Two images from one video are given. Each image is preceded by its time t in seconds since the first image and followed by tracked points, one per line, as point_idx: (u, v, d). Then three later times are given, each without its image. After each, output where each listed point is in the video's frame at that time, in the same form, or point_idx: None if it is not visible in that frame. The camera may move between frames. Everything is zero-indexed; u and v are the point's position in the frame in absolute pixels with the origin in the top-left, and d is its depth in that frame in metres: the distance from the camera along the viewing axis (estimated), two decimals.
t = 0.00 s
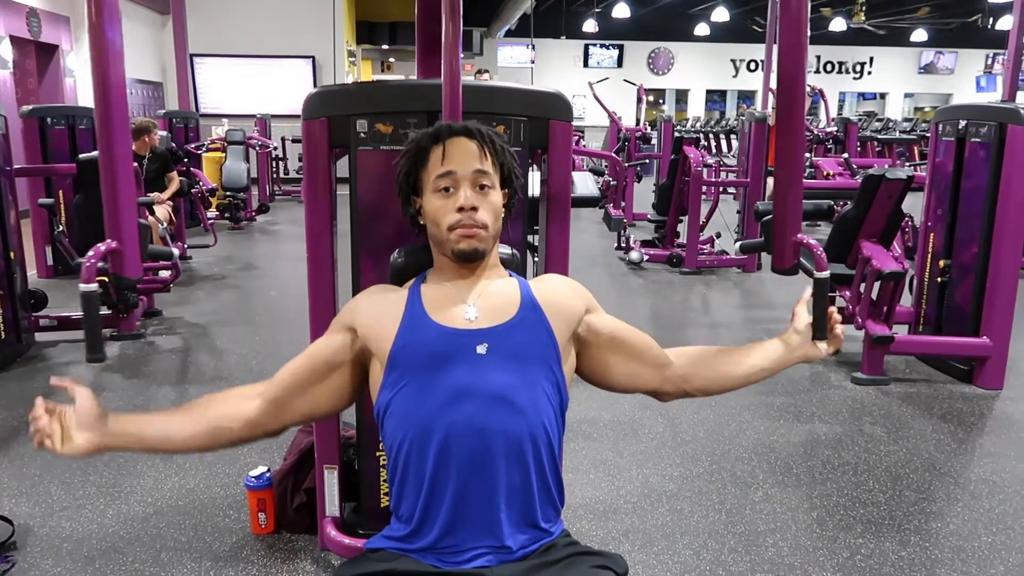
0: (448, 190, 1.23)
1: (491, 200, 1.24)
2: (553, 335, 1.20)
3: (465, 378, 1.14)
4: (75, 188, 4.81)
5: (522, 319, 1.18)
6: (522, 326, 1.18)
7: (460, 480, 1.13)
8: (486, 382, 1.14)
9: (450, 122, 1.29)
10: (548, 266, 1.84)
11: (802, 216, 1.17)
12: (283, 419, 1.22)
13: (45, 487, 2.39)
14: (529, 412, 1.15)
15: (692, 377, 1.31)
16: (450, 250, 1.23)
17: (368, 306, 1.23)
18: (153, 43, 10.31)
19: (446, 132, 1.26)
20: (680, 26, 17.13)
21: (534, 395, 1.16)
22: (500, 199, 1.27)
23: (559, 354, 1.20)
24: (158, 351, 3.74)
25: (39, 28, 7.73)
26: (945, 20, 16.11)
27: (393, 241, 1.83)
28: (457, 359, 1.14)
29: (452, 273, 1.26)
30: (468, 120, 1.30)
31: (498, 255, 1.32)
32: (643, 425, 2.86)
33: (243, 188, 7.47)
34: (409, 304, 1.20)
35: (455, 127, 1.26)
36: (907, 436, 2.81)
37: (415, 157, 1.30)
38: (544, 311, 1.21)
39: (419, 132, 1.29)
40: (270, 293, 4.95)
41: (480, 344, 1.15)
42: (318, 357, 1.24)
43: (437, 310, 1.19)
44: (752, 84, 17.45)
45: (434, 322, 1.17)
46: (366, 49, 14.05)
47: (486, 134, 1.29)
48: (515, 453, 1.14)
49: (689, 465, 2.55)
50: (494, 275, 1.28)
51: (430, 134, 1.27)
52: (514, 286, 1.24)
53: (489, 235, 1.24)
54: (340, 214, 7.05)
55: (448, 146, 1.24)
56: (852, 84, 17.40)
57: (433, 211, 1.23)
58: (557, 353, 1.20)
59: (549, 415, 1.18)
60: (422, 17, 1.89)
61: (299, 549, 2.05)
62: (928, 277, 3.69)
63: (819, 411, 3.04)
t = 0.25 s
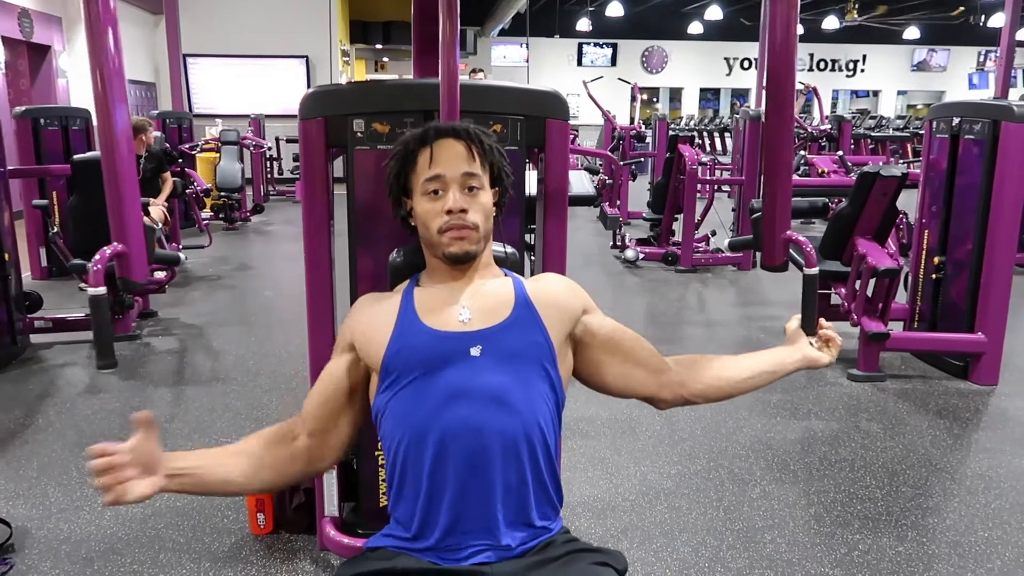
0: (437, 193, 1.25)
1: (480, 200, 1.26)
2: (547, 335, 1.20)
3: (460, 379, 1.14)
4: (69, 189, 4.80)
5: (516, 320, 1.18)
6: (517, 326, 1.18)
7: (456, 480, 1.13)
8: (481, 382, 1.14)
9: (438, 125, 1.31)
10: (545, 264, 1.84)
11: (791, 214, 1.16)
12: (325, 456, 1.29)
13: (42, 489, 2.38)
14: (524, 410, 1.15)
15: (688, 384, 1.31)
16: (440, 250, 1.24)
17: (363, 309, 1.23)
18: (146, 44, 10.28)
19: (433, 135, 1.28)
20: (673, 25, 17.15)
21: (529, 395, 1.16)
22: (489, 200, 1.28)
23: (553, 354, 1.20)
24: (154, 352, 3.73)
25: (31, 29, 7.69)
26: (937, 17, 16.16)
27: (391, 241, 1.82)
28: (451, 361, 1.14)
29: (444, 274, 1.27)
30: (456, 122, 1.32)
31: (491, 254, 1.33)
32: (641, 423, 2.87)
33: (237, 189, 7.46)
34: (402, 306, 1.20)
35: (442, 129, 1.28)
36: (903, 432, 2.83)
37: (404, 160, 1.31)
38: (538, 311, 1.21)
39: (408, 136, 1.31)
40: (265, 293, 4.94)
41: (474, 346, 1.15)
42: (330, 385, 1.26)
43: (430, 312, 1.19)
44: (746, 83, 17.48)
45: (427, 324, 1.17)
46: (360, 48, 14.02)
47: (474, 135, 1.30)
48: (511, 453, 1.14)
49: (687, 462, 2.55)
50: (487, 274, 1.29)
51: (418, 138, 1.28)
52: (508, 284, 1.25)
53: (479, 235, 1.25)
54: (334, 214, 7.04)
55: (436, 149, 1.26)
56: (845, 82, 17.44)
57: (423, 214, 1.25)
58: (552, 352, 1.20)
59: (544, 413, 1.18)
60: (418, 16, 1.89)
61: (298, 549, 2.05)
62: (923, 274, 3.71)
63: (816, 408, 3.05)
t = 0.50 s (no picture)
0: (431, 200, 1.22)
1: (476, 204, 1.23)
2: (551, 341, 1.19)
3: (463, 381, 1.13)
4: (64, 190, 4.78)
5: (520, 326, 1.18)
6: (520, 332, 1.18)
7: (459, 483, 1.13)
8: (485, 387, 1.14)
9: (429, 126, 1.27)
10: (543, 263, 1.84)
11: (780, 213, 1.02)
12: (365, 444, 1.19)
13: (38, 491, 2.37)
14: (528, 414, 1.15)
15: (666, 422, 1.21)
16: (440, 257, 1.23)
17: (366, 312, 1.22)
18: (141, 44, 10.26)
19: (425, 140, 1.24)
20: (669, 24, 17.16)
21: (532, 395, 1.16)
22: (486, 201, 1.26)
23: (556, 359, 1.20)
24: (150, 353, 3.72)
25: (25, 29, 7.67)
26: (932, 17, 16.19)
27: (389, 241, 1.82)
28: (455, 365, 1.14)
29: (446, 277, 1.26)
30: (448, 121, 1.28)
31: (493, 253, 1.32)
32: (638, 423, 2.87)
33: (233, 189, 7.45)
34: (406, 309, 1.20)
35: (432, 132, 1.25)
36: (900, 430, 2.83)
37: (398, 164, 1.28)
38: (542, 316, 1.21)
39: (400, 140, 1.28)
40: (262, 294, 4.94)
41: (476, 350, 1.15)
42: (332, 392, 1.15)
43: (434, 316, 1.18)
44: (741, 82, 17.50)
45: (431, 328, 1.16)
46: (355, 48, 14.01)
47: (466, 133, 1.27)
48: (514, 452, 1.14)
49: (684, 461, 2.56)
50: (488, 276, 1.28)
51: (408, 144, 1.25)
52: (511, 286, 1.25)
53: (477, 239, 1.24)
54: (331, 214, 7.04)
55: (428, 155, 1.23)
56: (840, 81, 17.46)
57: (419, 221, 1.23)
58: (554, 355, 1.20)
59: (546, 417, 1.18)
60: (414, 16, 1.89)
61: (296, 550, 2.05)
62: (919, 272, 3.72)
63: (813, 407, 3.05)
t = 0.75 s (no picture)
0: (439, 197, 1.21)
1: (483, 203, 1.22)
2: (554, 350, 1.19)
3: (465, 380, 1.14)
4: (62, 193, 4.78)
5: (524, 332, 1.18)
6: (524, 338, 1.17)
7: (458, 485, 1.13)
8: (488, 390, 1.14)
9: (442, 123, 1.27)
10: (540, 265, 1.84)
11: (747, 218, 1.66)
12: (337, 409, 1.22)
13: (37, 494, 2.37)
14: (529, 417, 1.16)
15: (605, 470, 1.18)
16: (444, 254, 1.22)
17: (371, 307, 1.22)
18: (139, 46, 10.25)
19: (436, 136, 1.24)
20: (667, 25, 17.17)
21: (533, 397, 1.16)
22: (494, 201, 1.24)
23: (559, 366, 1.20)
24: (148, 355, 3.72)
25: (23, 31, 7.67)
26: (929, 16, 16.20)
27: (387, 242, 1.82)
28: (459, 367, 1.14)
29: (449, 278, 1.26)
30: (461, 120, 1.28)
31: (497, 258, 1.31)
32: (637, 423, 2.87)
33: (232, 191, 7.44)
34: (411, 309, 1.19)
35: (445, 129, 1.24)
36: (899, 430, 2.83)
37: (407, 158, 1.28)
38: (545, 323, 1.20)
39: (411, 135, 1.28)
40: (260, 296, 4.93)
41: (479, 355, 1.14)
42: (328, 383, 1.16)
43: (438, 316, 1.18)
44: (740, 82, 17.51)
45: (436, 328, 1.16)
46: (353, 50, 14.00)
47: (478, 134, 1.26)
48: (515, 452, 1.15)
49: (683, 462, 2.56)
50: (490, 282, 1.28)
51: (420, 139, 1.25)
52: (515, 293, 1.25)
53: (482, 240, 1.23)
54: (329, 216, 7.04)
55: (438, 151, 1.23)
56: (838, 81, 17.47)
57: (425, 217, 1.22)
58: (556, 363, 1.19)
59: (546, 421, 1.18)
60: (413, 17, 1.89)
61: (295, 552, 2.05)
62: (917, 272, 3.72)
63: (812, 407, 3.05)
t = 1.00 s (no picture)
0: (449, 195, 1.20)
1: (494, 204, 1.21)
2: (558, 360, 1.17)
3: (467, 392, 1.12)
4: (64, 195, 4.78)
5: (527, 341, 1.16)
6: (528, 347, 1.15)
7: (458, 493, 1.13)
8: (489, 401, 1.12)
9: (454, 121, 1.26)
10: (540, 268, 1.84)
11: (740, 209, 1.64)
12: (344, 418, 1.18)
13: (38, 497, 2.37)
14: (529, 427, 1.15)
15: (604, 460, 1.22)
16: (450, 252, 1.22)
17: (373, 309, 1.21)
18: (141, 49, 10.27)
19: (448, 134, 1.23)
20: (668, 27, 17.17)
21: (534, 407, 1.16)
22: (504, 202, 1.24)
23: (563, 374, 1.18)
24: (150, 358, 3.72)
25: (25, 35, 7.69)
26: (931, 18, 16.19)
27: (388, 244, 1.82)
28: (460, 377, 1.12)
29: (453, 278, 1.25)
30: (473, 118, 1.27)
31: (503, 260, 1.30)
32: (637, 426, 2.87)
33: (234, 193, 7.45)
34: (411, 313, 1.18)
35: (457, 127, 1.23)
36: (900, 432, 2.83)
37: (417, 155, 1.27)
38: (550, 331, 1.18)
39: (421, 131, 1.26)
40: (262, 298, 4.94)
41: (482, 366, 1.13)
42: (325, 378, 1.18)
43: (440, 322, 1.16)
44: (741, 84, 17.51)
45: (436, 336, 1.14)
46: (355, 52, 14.01)
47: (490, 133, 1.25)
48: (516, 461, 1.14)
49: (684, 464, 2.55)
50: (495, 284, 1.27)
51: (431, 135, 1.24)
52: (519, 298, 1.24)
53: (490, 240, 1.22)
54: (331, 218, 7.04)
55: (450, 149, 1.21)
56: (840, 83, 17.47)
57: (433, 215, 1.21)
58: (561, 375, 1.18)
59: (546, 429, 1.17)
60: (412, 19, 1.89)
61: (296, 554, 2.05)
62: (918, 274, 3.71)
63: (813, 409, 3.05)
